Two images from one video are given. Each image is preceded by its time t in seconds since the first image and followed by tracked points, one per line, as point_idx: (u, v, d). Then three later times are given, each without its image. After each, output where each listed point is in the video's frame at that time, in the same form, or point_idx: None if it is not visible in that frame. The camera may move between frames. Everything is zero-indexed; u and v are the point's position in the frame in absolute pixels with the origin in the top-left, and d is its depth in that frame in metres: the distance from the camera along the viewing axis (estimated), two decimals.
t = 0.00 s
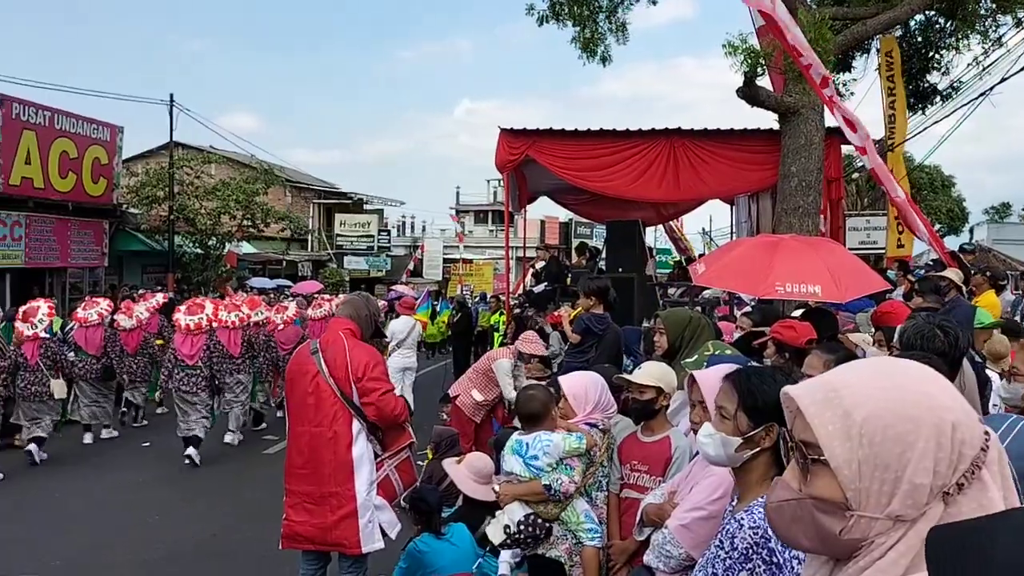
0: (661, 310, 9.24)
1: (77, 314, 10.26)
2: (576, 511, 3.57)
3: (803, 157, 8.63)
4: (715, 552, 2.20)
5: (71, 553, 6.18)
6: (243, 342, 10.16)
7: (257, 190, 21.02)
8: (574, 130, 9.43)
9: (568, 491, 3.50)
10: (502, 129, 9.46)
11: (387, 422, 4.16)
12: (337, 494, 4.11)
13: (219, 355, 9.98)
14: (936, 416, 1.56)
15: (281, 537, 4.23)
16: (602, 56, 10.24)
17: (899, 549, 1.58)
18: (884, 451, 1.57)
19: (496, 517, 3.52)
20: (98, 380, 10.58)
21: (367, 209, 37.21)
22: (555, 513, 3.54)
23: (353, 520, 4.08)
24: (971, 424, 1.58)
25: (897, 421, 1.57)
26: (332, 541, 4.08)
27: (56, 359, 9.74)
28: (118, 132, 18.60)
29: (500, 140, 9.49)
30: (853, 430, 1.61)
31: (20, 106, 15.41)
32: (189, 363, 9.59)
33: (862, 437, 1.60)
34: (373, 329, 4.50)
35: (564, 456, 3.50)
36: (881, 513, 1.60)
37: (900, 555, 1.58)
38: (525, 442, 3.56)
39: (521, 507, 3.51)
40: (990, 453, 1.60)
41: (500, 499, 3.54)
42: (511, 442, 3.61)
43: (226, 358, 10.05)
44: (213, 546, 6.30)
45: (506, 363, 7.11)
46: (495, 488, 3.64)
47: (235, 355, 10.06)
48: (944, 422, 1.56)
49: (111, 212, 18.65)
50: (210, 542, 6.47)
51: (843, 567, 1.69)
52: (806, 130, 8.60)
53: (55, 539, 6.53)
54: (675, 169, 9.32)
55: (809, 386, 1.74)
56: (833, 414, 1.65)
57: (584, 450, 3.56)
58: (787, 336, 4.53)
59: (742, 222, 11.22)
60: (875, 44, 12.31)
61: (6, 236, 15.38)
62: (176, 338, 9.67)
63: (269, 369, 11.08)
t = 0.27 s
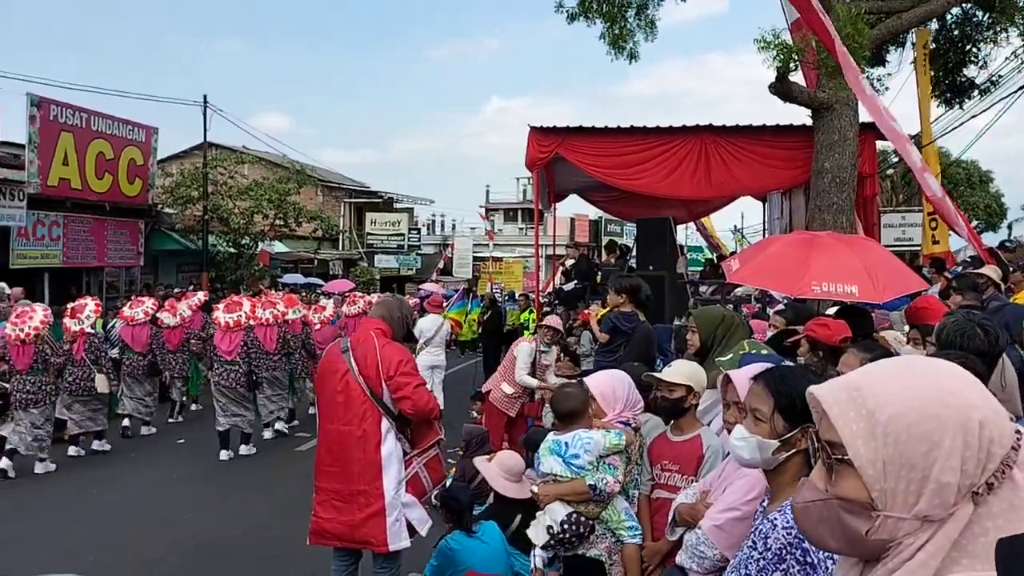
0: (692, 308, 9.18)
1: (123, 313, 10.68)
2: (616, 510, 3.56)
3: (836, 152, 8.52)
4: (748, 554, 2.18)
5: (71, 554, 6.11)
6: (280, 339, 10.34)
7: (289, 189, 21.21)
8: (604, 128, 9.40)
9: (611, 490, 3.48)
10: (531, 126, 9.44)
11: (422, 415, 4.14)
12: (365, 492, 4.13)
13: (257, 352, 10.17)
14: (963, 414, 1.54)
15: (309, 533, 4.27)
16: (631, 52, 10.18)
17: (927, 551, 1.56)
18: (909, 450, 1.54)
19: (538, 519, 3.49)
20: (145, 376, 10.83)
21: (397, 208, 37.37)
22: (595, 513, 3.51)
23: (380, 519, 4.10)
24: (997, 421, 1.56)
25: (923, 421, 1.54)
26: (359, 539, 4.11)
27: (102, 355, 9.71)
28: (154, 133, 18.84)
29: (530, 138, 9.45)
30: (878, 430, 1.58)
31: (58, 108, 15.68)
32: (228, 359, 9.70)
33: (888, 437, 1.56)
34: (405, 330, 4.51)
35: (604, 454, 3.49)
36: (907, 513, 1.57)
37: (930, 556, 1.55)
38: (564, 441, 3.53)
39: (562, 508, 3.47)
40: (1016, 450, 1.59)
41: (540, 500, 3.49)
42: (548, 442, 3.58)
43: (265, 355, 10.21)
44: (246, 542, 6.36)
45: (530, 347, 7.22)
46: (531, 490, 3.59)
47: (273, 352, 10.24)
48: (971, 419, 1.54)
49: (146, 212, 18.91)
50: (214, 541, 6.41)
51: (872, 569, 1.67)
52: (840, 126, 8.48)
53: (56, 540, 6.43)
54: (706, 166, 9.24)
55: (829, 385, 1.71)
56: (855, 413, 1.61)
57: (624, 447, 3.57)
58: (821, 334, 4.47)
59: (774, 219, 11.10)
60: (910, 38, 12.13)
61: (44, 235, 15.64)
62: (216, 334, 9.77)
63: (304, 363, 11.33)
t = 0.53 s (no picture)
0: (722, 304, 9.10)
1: (164, 308, 10.90)
2: (653, 508, 3.55)
3: (869, 147, 8.40)
4: (778, 555, 2.16)
5: (68, 554, 5.99)
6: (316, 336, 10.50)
7: (318, 187, 21.35)
8: (633, 123, 9.38)
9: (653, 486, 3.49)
10: (560, 124, 9.51)
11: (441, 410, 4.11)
12: (388, 489, 4.15)
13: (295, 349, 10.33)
14: (993, 412, 1.52)
15: (333, 526, 4.32)
16: (659, 47, 10.12)
17: (956, 551, 1.52)
18: (937, 448, 1.52)
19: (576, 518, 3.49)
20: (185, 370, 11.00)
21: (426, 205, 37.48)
22: (633, 510, 3.51)
23: (402, 516, 4.12)
24: None
25: (952, 419, 1.52)
26: (381, 535, 4.14)
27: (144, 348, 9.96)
28: (186, 132, 19.07)
29: (558, 134, 9.55)
30: (905, 428, 1.56)
31: (92, 107, 15.92)
32: (269, 355, 9.91)
33: (916, 435, 1.54)
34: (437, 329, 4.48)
35: (645, 452, 3.50)
36: (936, 512, 1.54)
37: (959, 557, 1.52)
38: (605, 438, 3.54)
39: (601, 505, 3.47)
40: None
41: (578, 499, 3.49)
42: (588, 438, 3.59)
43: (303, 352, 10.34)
44: (274, 536, 6.40)
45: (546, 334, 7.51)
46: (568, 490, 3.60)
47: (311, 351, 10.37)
48: (1001, 417, 1.52)
49: (178, 210, 19.14)
50: (215, 541, 6.30)
51: (900, 570, 1.62)
52: (873, 120, 8.36)
53: (52, 541, 6.30)
54: (736, 163, 9.16)
55: (855, 383, 1.69)
56: (883, 411, 1.59)
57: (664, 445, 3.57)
58: (853, 332, 4.40)
59: (806, 215, 10.98)
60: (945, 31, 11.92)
61: (79, 233, 15.89)
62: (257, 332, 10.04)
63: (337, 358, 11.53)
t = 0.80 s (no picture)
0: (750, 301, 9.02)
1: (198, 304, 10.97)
2: (679, 506, 3.51)
3: (901, 141, 8.28)
4: (808, 553, 2.13)
5: (70, 553, 5.87)
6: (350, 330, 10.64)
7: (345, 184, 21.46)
8: (660, 119, 9.33)
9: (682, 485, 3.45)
10: (586, 119, 9.45)
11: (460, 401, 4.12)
12: (412, 484, 4.16)
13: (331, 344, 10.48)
14: None
15: (359, 521, 4.33)
16: (686, 41, 10.04)
17: (991, 550, 1.49)
18: (971, 443, 1.48)
19: (601, 518, 3.51)
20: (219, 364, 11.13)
21: (452, 202, 37.55)
22: (659, 509, 3.48)
23: (425, 511, 4.12)
24: None
25: (986, 414, 1.48)
26: (405, 530, 4.14)
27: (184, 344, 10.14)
28: (215, 130, 19.26)
29: (584, 130, 9.48)
30: (938, 423, 1.52)
31: (123, 105, 16.11)
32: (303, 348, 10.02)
33: (949, 431, 1.50)
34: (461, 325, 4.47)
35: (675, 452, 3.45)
36: (971, 508, 1.50)
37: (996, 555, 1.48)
38: (635, 436, 3.52)
39: (626, 503, 3.45)
40: None
41: (604, 497, 3.47)
42: (618, 434, 3.58)
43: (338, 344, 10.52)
44: (301, 530, 6.42)
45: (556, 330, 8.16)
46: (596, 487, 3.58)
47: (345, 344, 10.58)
48: None
49: (208, 207, 19.33)
50: (215, 541, 6.17)
51: (934, 568, 1.60)
52: (905, 114, 8.23)
53: (54, 541, 6.17)
54: (765, 158, 9.07)
55: (886, 377, 1.65)
56: (915, 406, 1.55)
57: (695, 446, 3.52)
58: (885, 328, 4.33)
59: (836, 210, 10.85)
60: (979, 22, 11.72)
61: (111, 230, 16.09)
62: (291, 326, 10.14)
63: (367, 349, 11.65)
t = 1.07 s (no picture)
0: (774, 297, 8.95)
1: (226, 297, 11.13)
2: (699, 503, 3.49)
3: (928, 135, 8.18)
4: (833, 552, 2.11)
5: (68, 555, 5.71)
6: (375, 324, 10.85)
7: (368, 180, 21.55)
8: (683, 113, 9.27)
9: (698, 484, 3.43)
10: (609, 114, 9.43)
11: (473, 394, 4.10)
12: (434, 478, 4.17)
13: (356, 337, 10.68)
14: None
15: (384, 516, 4.35)
16: (708, 33, 9.97)
17: None
18: (1010, 442, 1.46)
19: (620, 518, 3.50)
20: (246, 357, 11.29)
21: (474, 198, 37.58)
22: (676, 507, 3.47)
23: (449, 504, 4.14)
24: None
25: None
26: (429, 523, 4.16)
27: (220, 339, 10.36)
28: (239, 126, 19.41)
29: (607, 125, 9.45)
30: (977, 422, 1.50)
31: (149, 102, 16.27)
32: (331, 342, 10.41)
33: (988, 429, 1.48)
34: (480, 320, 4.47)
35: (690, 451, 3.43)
36: (1008, 509, 1.48)
37: None
38: (650, 436, 3.50)
39: (644, 502, 3.45)
40: None
41: (622, 499, 3.46)
42: (634, 435, 3.56)
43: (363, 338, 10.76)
44: (325, 523, 6.45)
45: (564, 322, 8.09)
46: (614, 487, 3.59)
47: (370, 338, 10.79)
48: None
49: (232, 203, 19.48)
50: (215, 541, 6.03)
51: (967, 568, 1.57)
52: (932, 108, 8.12)
53: (52, 542, 5.99)
54: (789, 153, 8.98)
55: (925, 374, 1.63)
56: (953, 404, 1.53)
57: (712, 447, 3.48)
58: (912, 324, 4.28)
59: (862, 205, 10.74)
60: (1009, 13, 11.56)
61: (138, 226, 16.27)
62: (319, 320, 10.56)
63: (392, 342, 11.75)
